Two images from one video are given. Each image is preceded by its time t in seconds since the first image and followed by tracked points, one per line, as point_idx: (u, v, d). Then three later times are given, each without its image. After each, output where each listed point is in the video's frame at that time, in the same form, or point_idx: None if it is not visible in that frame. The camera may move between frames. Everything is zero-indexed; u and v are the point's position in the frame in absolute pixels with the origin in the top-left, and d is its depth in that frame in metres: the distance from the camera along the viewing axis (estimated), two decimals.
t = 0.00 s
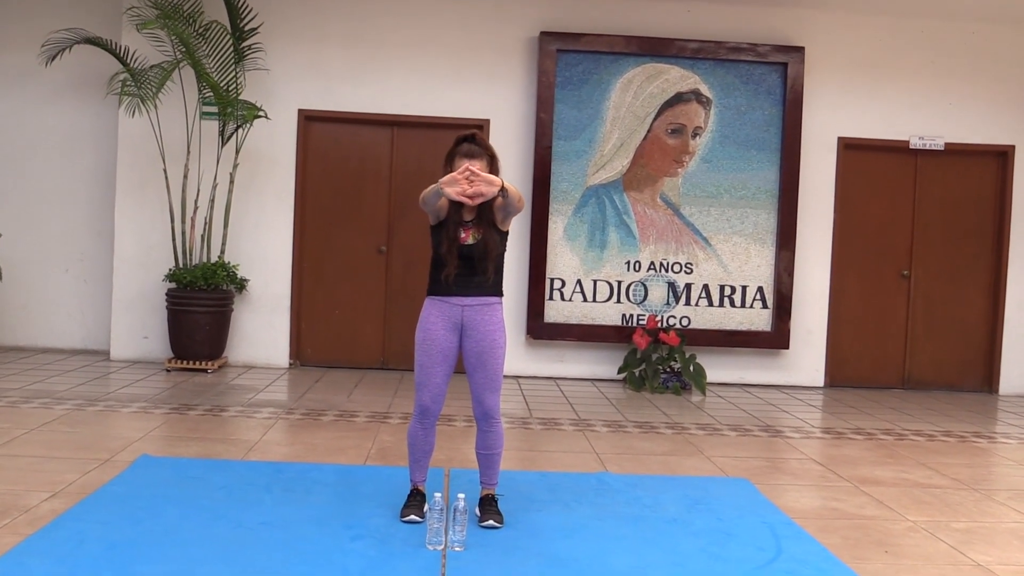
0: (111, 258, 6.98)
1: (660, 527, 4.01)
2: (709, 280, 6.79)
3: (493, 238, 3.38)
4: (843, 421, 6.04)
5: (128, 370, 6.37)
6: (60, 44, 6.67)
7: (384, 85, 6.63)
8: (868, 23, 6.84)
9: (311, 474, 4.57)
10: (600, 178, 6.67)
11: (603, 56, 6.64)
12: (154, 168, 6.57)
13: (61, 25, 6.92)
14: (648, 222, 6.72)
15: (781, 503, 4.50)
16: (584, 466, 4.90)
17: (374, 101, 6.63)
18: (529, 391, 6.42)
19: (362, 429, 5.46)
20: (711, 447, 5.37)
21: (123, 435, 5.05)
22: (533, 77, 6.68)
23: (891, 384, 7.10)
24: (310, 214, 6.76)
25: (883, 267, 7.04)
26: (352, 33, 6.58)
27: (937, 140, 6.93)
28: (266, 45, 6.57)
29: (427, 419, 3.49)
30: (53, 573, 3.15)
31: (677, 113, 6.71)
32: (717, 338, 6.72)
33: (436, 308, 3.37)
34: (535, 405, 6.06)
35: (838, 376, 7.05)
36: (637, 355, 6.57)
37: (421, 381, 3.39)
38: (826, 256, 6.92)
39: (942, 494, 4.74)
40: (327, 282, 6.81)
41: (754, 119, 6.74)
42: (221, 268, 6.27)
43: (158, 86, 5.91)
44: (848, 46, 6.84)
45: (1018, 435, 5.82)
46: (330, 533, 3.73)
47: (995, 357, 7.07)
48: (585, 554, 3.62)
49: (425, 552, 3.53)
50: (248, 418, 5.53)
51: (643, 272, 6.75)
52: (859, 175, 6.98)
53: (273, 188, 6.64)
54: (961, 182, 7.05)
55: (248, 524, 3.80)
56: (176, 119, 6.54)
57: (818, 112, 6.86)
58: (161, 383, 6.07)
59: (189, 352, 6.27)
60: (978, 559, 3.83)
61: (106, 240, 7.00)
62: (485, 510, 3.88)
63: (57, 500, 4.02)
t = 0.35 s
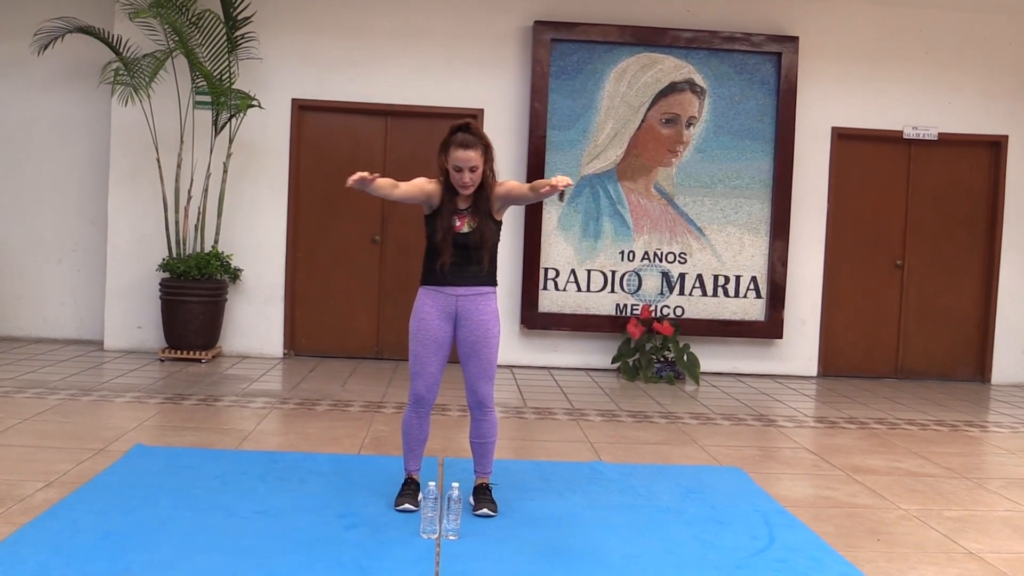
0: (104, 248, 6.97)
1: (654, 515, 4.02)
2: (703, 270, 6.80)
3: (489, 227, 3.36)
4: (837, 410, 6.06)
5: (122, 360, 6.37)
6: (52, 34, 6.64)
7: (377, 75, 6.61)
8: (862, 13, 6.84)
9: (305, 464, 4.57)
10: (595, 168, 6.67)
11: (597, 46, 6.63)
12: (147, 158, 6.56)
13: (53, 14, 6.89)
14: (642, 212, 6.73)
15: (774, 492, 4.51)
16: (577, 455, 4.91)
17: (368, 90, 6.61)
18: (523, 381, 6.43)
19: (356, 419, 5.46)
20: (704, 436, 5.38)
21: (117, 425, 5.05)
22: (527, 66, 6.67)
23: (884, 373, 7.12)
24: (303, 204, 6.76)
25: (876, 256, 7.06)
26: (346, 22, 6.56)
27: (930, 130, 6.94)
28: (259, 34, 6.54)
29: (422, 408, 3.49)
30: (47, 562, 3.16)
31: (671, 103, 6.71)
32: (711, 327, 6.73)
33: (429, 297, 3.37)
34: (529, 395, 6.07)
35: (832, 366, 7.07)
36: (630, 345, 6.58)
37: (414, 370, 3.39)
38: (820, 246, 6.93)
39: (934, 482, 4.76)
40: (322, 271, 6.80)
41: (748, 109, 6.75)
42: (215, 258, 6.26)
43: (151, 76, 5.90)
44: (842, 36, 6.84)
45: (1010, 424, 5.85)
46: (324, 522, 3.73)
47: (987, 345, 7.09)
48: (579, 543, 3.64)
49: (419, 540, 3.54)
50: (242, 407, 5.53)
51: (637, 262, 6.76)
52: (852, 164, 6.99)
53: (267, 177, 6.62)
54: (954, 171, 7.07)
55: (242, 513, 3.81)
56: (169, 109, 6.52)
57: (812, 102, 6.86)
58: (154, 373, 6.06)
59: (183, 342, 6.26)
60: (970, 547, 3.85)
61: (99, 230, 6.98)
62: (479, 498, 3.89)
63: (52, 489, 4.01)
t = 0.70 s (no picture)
0: (100, 242, 6.96)
1: (649, 510, 4.03)
2: (700, 265, 6.80)
3: (485, 221, 3.36)
4: (832, 406, 6.07)
5: (119, 353, 6.36)
6: (48, 26, 6.63)
7: (374, 69, 6.60)
8: (860, 8, 6.83)
9: (301, 458, 4.58)
10: (592, 163, 6.66)
11: (595, 40, 6.62)
12: (143, 151, 6.54)
13: (50, 6, 6.87)
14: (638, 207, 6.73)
15: (769, 487, 4.52)
16: (573, 450, 4.92)
17: (365, 84, 6.61)
18: (520, 375, 6.44)
19: (352, 413, 5.47)
20: (700, 431, 5.39)
21: (113, 418, 5.05)
22: (524, 61, 6.67)
23: (879, 368, 7.13)
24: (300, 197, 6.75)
25: (873, 252, 7.06)
26: (343, 15, 6.55)
27: (927, 126, 6.94)
28: (256, 27, 6.53)
29: (418, 403, 3.50)
30: (43, 555, 3.16)
31: (669, 98, 6.70)
32: (707, 323, 6.74)
33: (425, 292, 3.36)
34: (525, 389, 6.07)
35: (828, 361, 7.08)
36: (627, 340, 6.59)
37: (410, 365, 3.39)
38: (817, 242, 6.94)
39: (929, 478, 4.77)
40: (318, 265, 6.80)
41: (745, 104, 6.74)
42: (212, 251, 6.26)
43: (148, 69, 5.89)
44: (840, 32, 6.84)
45: (1005, 420, 5.86)
46: (320, 516, 3.74)
47: (983, 342, 7.10)
48: (575, 537, 3.64)
49: (415, 535, 3.55)
50: (239, 401, 5.54)
51: (634, 257, 6.76)
52: (849, 160, 6.99)
53: (264, 171, 6.62)
54: (951, 167, 7.06)
55: (238, 507, 3.81)
56: (166, 102, 6.51)
57: (809, 98, 6.86)
58: (151, 367, 6.06)
59: (180, 336, 6.26)
60: (964, 543, 3.86)
61: (96, 223, 6.97)
62: (475, 493, 3.90)
63: (48, 483, 4.02)
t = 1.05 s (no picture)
0: (95, 235, 6.95)
1: (644, 504, 4.04)
2: (695, 260, 6.81)
3: (476, 215, 3.34)
4: (827, 400, 6.08)
5: (113, 347, 6.36)
6: (43, 18, 6.61)
7: (370, 63, 6.60)
8: (855, 3, 6.84)
9: (296, 451, 4.58)
10: (587, 157, 6.66)
11: (590, 35, 6.62)
12: (138, 144, 6.54)
13: None
14: (634, 202, 6.73)
15: (764, 480, 4.53)
16: (568, 443, 4.93)
17: (361, 78, 6.60)
18: (515, 369, 6.45)
19: (347, 406, 5.47)
20: (695, 425, 5.40)
21: (108, 412, 5.05)
22: (520, 54, 6.66)
23: (874, 363, 7.15)
24: (295, 191, 6.74)
25: (868, 247, 7.07)
26: (339, 9, 6.54)
27: (922, 122, 6.95)
28: (252, 21, 6.52)
29: (412, 396, 3.50)
30: (37, 548, 3.16)
31: (664, 93, 6.71)
32: (702, 317, 6.75)
33: (419, 286, 3.37)
34: (520, 383, 6.08)
35: (822, 356, 7.10)
36: (622, 334, 6.60)
37: (404, 358, 3.40)
38: (812, 237, 6.96)
39: (923, 472, 4.79)
40: (313, 259, 6.80)
41: (740, 99, 6.75)
42: (207, 245, 6.25)
43: (143, 62, 5.89)
44: (835, 27, 6.85)
45: (999, 414, 5.88)
46: (315, 509, 3.74)
47: (976, 336, 7.12)
48: (569, 530, 3.65)
49: (409, 527, 3.55)
50: (233, 394, 5.54)
51: (629, 251, 6.77)
52: (844, 154, 7.00)
53: (259, 165, 6.61)
54: (945, 162, 7.08)
55: (233, 500, 3.82)
56: (161, 95, 6.50)
57: (804, 93, 6.87)
58: (146, 360, 6.06)
59: (175, 329, 6.26)
60: (958, 536, 3.87)
61: (90, 216, 6.96)
62: (470, 486, 3.90)
63: (43, 476, 4.02)
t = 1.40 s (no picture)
0: (89, 227, 6.93)
1: (637, 496, 4.04)
2: (689, 252, 6.82)
3: (471, 207, 3.32)
4: (820, 393, 6.10)
5: (107, 339, 6.35)
6: (36, 9, 6.58)
7: (364, 55, 6.58)
8: None
9: (290, 443, 4.58)
10: (581, 149, 6.66)
11: (585, 27, 6.61)
12: (132, 136, 6.52)
13: None
14: (628, 194, 6.73)
15: (757, 473, 4.54)
16: (562, 435, 4.94)
17: (355, 70, 6.59)
18: (509, 362, 6.45)
19: (341, 398, 5.47)
20: (688, 417, 5.41)
21: (101, 404, 5.04)
22: (514, 47, 6.65)
23: (868, 356, 7.16)
24: (289, 183, 6.73)
25: (862, 239, 7.08)
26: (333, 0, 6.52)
27: (917, 115, 6.96)
28: (246, 12, 6.50)
29: (405, 388, 3.50)
30: (31, 540, 3.17)
31: (659, 85, 6.71)
32: (696, 309, 6.76)
33: (412, 280, 3.36)
34: (514, 376, 6.08)
35: (816, 349, 7.11)
36: (616, 327, 6.60)
37: (398, 351, 3.39)
38: (806, 230, 6.96)
39: (916, 464, 4.80)
40: (307, 251, 6.79)
41: (735, 92, 6.75)
42: (200, 237, 6.24)
43: (136, 54, 5.87)
44: (830, 20, 6.85)
45: (992, 407, 5.89)
46: (309, 501, 3.75)
47: (969, 329, 7.14)
48: (563, 523, 3.66)
49: (403, 520, 3.56)
50: (227, 387, 5.53)
51: (623, 244, 6.77)
52: (838, 147, 7.00)
53: (253, 157, 6.60)
54: (939, 155, 7.09)
55: (227, 492, 3.82)
56: (154, 86, 6.48)
57: (799, 86, 6.87)
58: (140, 353, 6.05)
59: (169, 322, 6.25)
60: (950, 529, 3.89)
61: (83, 208, 6.94)
62: (463, 479, 3.91)
63: (36, 468, 4.01)
